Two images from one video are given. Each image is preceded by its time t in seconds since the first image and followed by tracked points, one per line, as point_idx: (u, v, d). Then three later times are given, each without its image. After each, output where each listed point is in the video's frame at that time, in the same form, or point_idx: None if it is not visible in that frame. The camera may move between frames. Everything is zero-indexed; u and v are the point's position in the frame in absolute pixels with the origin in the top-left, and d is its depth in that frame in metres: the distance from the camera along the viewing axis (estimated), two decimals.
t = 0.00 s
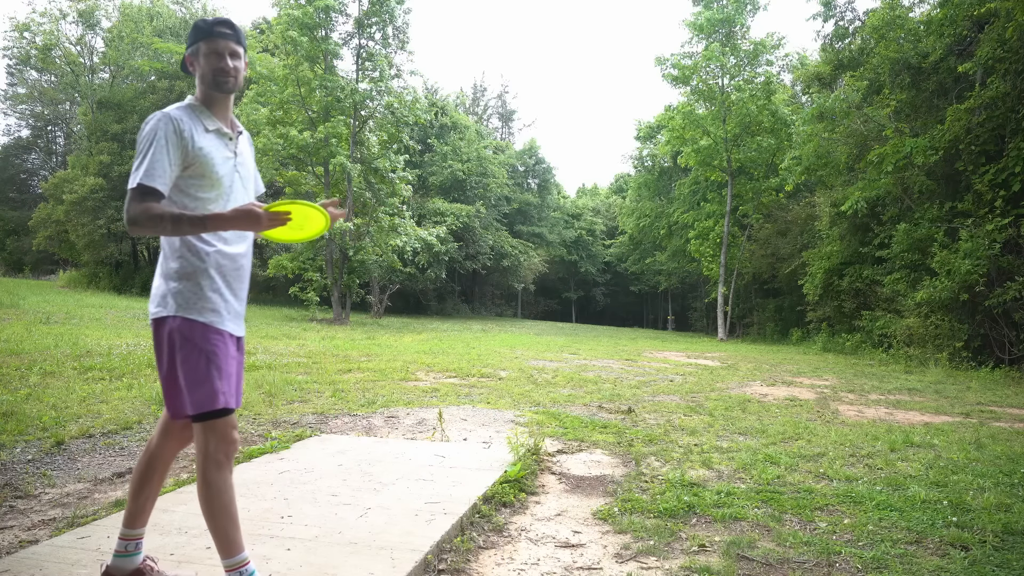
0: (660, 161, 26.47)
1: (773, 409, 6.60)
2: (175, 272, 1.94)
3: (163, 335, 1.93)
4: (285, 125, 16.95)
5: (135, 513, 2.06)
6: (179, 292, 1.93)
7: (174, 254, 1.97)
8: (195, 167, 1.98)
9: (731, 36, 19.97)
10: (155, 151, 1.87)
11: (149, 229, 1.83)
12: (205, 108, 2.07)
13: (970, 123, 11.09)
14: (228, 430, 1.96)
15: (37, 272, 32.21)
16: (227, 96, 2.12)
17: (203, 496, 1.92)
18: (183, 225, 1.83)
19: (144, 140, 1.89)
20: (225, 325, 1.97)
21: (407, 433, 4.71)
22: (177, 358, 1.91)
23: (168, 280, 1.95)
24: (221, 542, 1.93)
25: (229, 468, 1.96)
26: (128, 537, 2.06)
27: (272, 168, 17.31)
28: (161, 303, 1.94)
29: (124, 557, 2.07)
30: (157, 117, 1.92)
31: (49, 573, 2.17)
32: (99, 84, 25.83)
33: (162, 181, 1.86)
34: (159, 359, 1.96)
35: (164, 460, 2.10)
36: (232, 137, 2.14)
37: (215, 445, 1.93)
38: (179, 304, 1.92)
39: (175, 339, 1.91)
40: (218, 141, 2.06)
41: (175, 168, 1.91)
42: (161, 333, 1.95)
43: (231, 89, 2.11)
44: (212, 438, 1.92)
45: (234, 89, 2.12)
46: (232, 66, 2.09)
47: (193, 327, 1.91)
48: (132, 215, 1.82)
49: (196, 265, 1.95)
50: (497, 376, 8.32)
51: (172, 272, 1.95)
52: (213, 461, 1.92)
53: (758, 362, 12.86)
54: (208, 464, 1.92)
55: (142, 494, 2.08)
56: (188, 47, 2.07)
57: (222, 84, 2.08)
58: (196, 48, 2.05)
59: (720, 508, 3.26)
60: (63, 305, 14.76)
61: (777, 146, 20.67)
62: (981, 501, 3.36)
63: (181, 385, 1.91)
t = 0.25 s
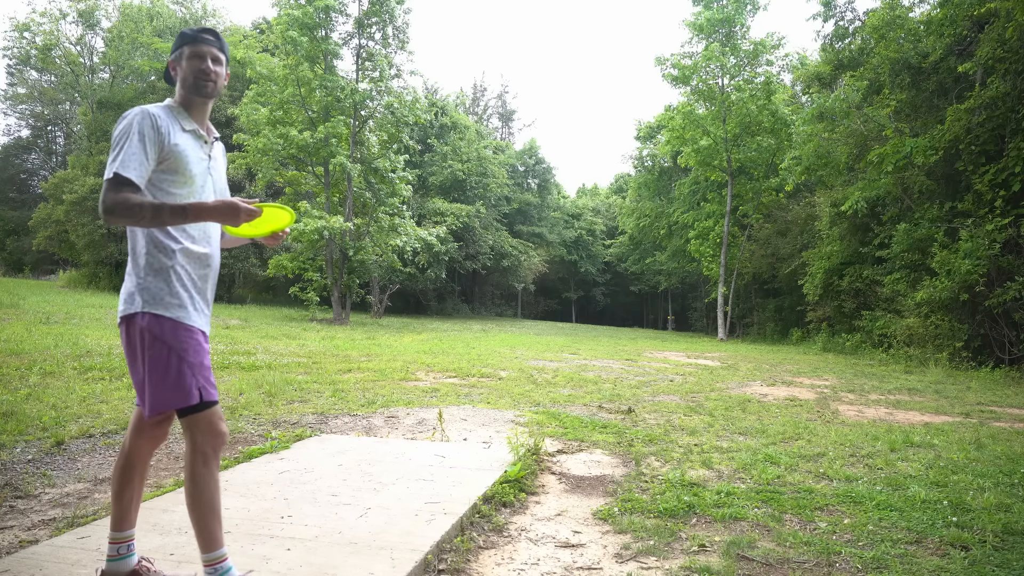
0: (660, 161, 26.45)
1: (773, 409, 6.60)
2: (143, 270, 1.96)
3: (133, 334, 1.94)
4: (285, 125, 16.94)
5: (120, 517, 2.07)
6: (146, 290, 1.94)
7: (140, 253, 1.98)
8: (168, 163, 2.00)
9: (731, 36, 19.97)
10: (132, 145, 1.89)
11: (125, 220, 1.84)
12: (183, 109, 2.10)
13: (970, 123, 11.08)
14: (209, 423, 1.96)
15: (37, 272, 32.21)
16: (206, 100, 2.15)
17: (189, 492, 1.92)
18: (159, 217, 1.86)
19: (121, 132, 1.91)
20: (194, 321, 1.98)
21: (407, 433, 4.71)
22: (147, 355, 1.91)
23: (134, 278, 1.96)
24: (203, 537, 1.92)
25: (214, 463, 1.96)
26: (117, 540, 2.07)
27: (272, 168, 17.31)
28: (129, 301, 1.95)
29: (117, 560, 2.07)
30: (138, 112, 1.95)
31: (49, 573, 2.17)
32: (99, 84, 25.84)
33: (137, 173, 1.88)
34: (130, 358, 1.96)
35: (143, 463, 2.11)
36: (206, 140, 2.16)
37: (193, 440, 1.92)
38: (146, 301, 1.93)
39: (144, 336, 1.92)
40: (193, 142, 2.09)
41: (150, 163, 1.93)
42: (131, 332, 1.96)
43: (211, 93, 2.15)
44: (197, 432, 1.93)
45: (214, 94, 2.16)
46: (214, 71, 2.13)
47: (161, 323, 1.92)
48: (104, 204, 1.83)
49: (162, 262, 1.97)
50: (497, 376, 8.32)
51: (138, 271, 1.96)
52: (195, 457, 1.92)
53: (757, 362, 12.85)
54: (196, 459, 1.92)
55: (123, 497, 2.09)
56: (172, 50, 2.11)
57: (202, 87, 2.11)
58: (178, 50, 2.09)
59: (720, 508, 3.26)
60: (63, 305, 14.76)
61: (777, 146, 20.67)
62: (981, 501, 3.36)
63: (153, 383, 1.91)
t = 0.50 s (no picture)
0: (660, 161, 26.44)
1: (773, 409, 6.60)
2: (139, 267, 1.95)
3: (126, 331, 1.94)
4: (285, 125, 16.93)
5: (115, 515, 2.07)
6: (143, 288, 1.94)
7: (137, 248, 1.98)
8: (163, 159, 2.00)
9: (731, 36, 19.97)
10: (132, 138, 1.89)
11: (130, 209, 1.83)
12: (173, 107, 2.11)
13: (970, 123, 11.08)
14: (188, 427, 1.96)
15: (37, 272, 32.20)
16: (196, 98, 2.16)
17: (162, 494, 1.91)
18: (167, 209, 1.86)
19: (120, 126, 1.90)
20: (188, 322, 1.99)
21: (407, 433, 4.71)
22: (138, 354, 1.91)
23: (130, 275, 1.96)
24: (185, 541, 1.93)
25: (187, 467, 1.95)
26: (117, 540, 2.07)
27: (272, 168, 17.32)
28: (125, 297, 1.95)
29: (117, 561, 2.07)
30: (134, 109, 1.95)
31: (49, 572, 2.17)
32: (99, 84, 25.83)
33: (139, 165, 1.87)
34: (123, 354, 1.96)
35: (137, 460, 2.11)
36: (196, 138, 2.17)
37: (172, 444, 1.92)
38: (143, 298, 1.93)
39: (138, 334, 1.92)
40: (185, 140, 2.10)
41: (148, 158, 1.94)
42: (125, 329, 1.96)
43: (201, 91, 2.16)
44: (171, 434, 1.92)
45: (204, 93, 2.16)
46: (205, 70, 2.14)
47: (157, 322, 1.92)
48: (110, 194, 1.82)
49: (159, 259, 1.97)
50: (497, 376, 8.32)
51: (135, 268, 1.96)
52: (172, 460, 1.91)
53: (758, 362, 12.85)
54: (169, 462, 1.91)
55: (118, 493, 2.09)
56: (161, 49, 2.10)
57: (192, 85, 2.12)
58: (168, 49, 2.08)
59: (720, 508, 3.26)
60: (63, 305, 14.75)
61: (777, 146, 20.67)
62: (981, 501, 3.36)
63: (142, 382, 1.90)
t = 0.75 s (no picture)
0: (660, 161, 26.43)
1: (773, 409, 6.60)
2: (138, 267, 1.95)
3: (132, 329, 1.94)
4: (285, 125, 16.93)
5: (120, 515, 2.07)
6: (145, 284, 1.95)
7: (136, 247, 1.98)
8: (167, 158, 2.01)
9: (731, 36, 19.97)
10: (137, 137, 1.89)
11: (141, 206, 1.84)
12: (175, 107, 2.11)
13: (970, 123, 11.07)
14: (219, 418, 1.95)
15: (37, 272, 32.18)
16: (197, 98, 2.16)
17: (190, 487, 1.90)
18: (183, 203, 1.85)
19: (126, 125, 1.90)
20: (194, 315, 2.00)
21: (407, 433, 4.71)
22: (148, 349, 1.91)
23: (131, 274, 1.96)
24: (206, 531, 1.91)
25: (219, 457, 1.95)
26: (118, 540, 2.06)
27: (272, 168, 17.32)
28: (127, 296, 1.95)
29: (117, 561, 2.06)
30: (138, 108, 1.95)
31: (49, 572, 2.16)
32: (99, 84, 25.83)
33: (148, 163, 1.88)
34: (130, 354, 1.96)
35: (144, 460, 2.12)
36: (197, 138, 2.17)
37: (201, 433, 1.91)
38: (145, 295, 1.94)
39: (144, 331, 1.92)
40: (186, 140, 2.10)
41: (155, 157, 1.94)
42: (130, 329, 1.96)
43: (202, 91, 2.16)
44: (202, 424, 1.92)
45: (205, 92, 2.17)
46: (207, 70, 2.15)
47: (163, 317, 1.93)
48: (126, 194, 1.83)
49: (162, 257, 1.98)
50: (497, 376, 8.32)
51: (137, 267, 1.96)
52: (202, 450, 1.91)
53: (758, 361, 12.85)
54: (203, 451, 1.91)
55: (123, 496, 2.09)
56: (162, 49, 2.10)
57: (193, 85, 2.12)
58: (169, 49, 2.08)
59: (720, 508, 3.26)
60: (63, 305, 14.75)
61: (777, 146, 20.66)
62: (981, 501, 3.36)
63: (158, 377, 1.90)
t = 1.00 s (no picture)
0: (660, 161, 26.43)
1: (773, 409, 6.60)
2: (166, 271, 1.94)
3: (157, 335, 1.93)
4: (285, 125, 16.93)
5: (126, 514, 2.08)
6: (177, 290, 1.93)
7: (163, 251, 1.96)
8: (189, 162, 2.00)
9: (731, 36, 19.96)
10: (161, 145, 1.88)
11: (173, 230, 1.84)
12: (187, 106, 2.10)
13: (970, 123, 11.07)
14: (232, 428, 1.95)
15: (37, 272, 32.17)
16: (210, 98, 2.16)
17: (205, 496, 1.90)
18: (212, 234, 1.87)
19: (148, 132, 1.89)
20: (219, 323, 1.99)
21: (407, 433, 4.70)
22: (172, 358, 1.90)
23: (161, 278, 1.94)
24: (221, 545, 1.90)
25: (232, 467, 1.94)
26: (123, 539, 2.07)
27: (272, 168, 17.32)
28: (155, 302, 1.93)
29: (119, 560, 2.07)
30: (158, 113, 1.94)
31: (48, 573, 2.17)
32: (99, 84, 25.83)
33: (175, 176, 1.89)
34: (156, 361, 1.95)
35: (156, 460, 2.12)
36: (212, 137, 2.17)
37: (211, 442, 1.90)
38: (174, 302, 1.92)
39: (170, 338, 1.91)
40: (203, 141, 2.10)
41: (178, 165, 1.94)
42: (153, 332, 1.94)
43: (214, 90, 2.15)
44: (218, 431, 1.92)
45: (217, 91, 2.17)
46: (219, 68, 2.15)
47: (191, 324, 1.92)
48: (160, 209, 1.83)
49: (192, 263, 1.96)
50: (497, 376, 8.31)
51: (166, 271, 1.94)
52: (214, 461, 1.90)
53: (758, 362, 12.85)
54: (219, 462, 1.91)
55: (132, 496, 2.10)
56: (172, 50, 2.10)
57: (205, 84, 2.12)
58: (181, 50, 2.08)
59: (720, 508, 3.26)
60: (63, 305, 14.74)
61: (777, 146, 20.65)
62: (981, 501, 3.36)
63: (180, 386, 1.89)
